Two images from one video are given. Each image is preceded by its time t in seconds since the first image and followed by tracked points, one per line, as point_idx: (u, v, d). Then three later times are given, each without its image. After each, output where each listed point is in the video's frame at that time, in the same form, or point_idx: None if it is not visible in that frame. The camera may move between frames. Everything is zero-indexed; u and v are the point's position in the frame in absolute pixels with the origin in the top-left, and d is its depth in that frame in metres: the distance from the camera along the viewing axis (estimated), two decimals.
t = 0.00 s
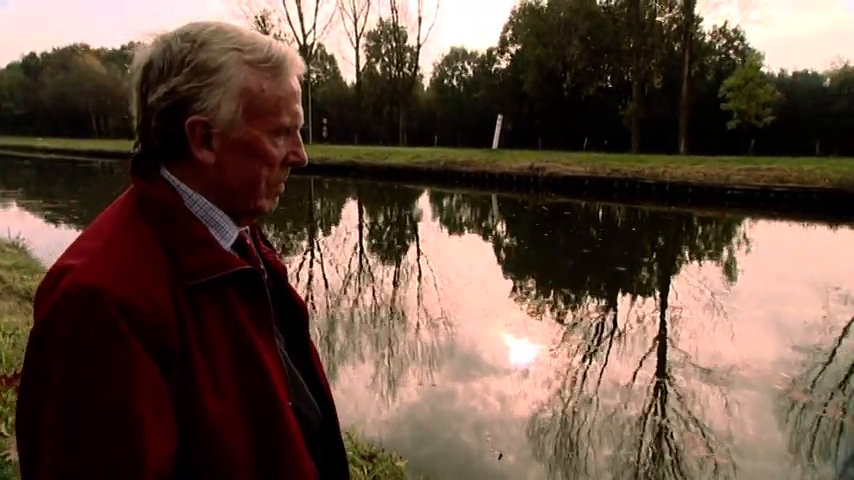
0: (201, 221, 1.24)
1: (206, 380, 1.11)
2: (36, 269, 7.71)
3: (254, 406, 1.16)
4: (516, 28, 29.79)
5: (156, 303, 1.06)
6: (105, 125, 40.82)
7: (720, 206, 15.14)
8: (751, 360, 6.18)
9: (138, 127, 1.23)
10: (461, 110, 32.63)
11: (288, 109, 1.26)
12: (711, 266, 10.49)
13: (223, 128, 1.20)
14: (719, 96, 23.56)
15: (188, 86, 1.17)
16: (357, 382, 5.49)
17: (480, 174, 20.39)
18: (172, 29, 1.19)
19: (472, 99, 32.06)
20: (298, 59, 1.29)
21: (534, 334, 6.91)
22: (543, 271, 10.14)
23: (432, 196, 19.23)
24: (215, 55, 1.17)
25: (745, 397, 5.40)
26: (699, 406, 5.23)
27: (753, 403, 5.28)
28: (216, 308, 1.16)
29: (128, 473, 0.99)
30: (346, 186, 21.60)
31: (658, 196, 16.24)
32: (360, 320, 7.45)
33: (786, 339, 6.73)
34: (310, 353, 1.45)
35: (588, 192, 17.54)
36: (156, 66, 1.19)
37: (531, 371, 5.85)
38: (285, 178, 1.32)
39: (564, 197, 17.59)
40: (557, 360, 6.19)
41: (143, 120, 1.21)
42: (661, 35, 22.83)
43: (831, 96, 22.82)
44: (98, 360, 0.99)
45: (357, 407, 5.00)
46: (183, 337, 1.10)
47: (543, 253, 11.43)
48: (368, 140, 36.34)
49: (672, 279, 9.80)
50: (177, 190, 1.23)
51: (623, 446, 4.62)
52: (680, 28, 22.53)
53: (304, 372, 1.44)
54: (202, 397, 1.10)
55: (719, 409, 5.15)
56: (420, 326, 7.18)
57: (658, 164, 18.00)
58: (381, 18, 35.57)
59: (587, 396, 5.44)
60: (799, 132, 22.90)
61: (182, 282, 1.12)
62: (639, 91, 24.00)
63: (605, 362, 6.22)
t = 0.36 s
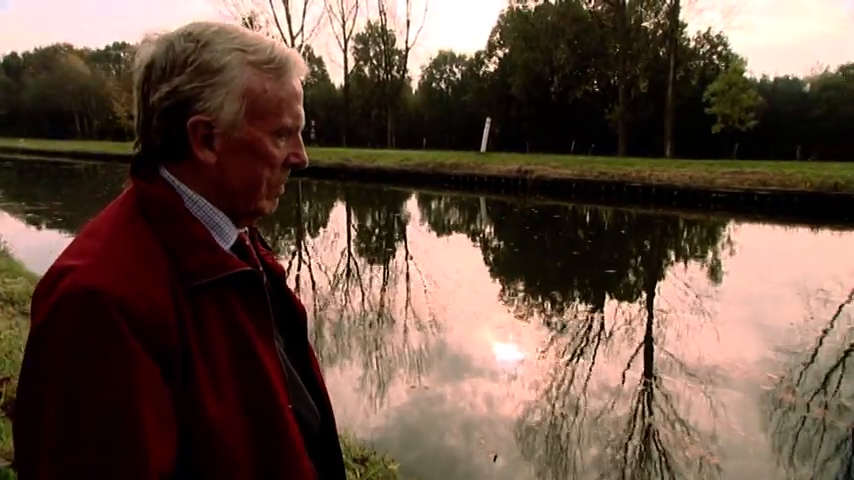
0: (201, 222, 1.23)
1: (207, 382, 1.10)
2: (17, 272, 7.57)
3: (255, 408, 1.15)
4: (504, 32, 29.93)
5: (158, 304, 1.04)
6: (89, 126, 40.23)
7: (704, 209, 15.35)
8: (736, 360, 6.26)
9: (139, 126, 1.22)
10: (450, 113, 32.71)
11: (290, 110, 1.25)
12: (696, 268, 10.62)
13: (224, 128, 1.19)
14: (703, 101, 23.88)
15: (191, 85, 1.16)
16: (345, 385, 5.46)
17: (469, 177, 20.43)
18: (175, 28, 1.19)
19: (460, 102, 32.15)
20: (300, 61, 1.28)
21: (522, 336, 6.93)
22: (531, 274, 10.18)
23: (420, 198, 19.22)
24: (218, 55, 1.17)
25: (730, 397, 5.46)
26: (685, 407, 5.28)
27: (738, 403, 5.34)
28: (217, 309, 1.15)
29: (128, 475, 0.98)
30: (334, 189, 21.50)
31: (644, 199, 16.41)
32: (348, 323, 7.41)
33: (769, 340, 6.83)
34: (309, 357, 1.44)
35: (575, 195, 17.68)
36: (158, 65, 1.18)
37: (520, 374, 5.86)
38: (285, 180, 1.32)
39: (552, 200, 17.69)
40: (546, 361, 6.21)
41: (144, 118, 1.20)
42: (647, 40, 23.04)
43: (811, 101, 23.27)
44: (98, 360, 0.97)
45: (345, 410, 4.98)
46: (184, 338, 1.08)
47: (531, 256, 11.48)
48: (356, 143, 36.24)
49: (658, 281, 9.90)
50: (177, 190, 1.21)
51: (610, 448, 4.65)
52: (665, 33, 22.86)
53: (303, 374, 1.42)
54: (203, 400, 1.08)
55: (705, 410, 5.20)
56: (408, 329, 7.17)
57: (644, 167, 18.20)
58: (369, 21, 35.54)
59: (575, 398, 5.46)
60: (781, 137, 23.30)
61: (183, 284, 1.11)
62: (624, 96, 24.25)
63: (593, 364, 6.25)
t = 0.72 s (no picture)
0: (198, 221, 1.21)
1: (206, 384, 1.08)
2: (5, 273, 7.47)
3: (257, 410, 1.13)
4: (495, 33, 29.94)
5: (156, 306, 1.03)
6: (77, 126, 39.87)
7: (695, 208, 15.46)
8: (726, 358, 6.30)
9: (136, 124, 1.21)
10: (441, 113, 32.71)
11: (288, 110, 1.24)
12: (687, 267, 10.69)
13: (221, 125, 1.17)
14: (693, 101, 24.04)
15: (187, 80, 1.14)
16: (337, 386, 5.43)
17: (461, 177, 20.43)
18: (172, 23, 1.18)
19: (452, 102, 32.15)
20: (299, 59, 1.27)
21: (514, 335, 6.93)
22: (523, 273, 10.20)
23: (412, 198, 19.19)
24: (214, 51, 1.15)
25: (721, 394, 5.51)
26: (676, 405, 5.32)
27: (729, 400, 5.38)
28: (216, 310, 1.13)
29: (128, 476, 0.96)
30: (326, 189, 21.42)
31: (635, 199, 16.48)
32: (340, 324, 7.37)
33: (759, 338, 6.88)
34: (307, 357, 1.43)
35: (567, 194, 17.73)
36: (155, 61, 1.17)
37: (513, 373, 5.85)
38: (283, 180, 1.30)
39: (544, 200, 17.73)
40: (538, 361, 6.21)
41: (141, 115, 1.19)
42: (637, 41, 22.95)
43: (799, 101, 23.51)
44: (95, 363, 0.96)
45: (337, 411, 4.95)
46: (183, 340, 1.07)
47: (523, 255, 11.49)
48: (348, 143, 36.14)
49: (649, 280, 9.96)
50: (173, 188, 1.20)
51: (602, 446, 4.67)
52: (655, 33, 22.85)
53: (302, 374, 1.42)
54: (203, 402, 1.07)
55: (695, 408, 5.22)
56: (400, 329, 7.15)
57: (635, 167, 18.28)
58: (360, 21, 35.45)
59: (567, 398, 5.47)
60: (768, 137, 23.53)
61: (181, 284, 1.09)
62: (615, 96, 24.37)
63: (585, 363, 6.26)
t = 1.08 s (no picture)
0: (199, 220, 1.20)
1: (209, 384, 1.08)
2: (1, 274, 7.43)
3: (258, 410, 1.13)
4: (492, 32, 30.01)
5: (158, 305, 1.02)
6: (73, 126, 39.76)
7: (691, 208, 15.51)
8: (723, 357, 6.33)
9: (135, 121, 1.20)
10: (439, 113, 32.74)
11: (289, 109, 1.24)
12: (684, 266, 10.73)
13: (222, 124, 1.17)
14: (689, 101, 24.14)
15: (188, 80, 1.14)
16: (335, 386, 5.43)
17: (458, 177, 20.46)
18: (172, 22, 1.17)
19: (449, 102, 32.20)
20: (300, 58, 1.27)
21: (512, 335, 6.94)
22: (521, 273, 10.21)
23: (410, 198, 19.19)
24: (215, 50, 1.15)
25: (717, 393, 5.52)
26: (673, 404, 5.33)
27: (725, 399, 5.39)
28: (216, 309, 1.12)
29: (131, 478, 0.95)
30: (323, 189, 21.40)
31: (632, 199, 16.49)
32: (338, 324, 7.37)
33: (755, 337, 6.91)
34: (307, 356, 1.42)
35: (564, 194, 17.73)
36: (156, 59, 1.16)
37: (510, 373, 5.86)
38: (284, 179, 1.30)
39: (541, 199, 17.77)
40: (535, 361, 6.22)
41: (141, 114, 1.19)
42: (634, 40, 23.29)
43: (794, 102, 23.61)
44: (95, 364, 0.95)
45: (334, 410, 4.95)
46: (185, 338, 1.06)
47: (521, 255, 11.52)
48: (346, 143, 36.12)
49: (647, 279, 9.96)
50: (173, 186, 1.19)
51: (600, 444, 4.68)
52: (651, 34, 22.98)
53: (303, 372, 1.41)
54: (205, 402, 1.06)
55: (692, 407, 5.24)
56: (398, 329, 7.16)
57: (632, 167, 18.30)
58: (357, 21, 35.47)
59: (565, 397, 5.48)
60: (764, 137, 23.65)
61: (182, 284, 1.09)
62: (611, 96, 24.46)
63: (582, 362, 6.27)
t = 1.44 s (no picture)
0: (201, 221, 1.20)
1: (210, 385, 1.07)
2: None
3: (260, 410, 1.13)
4: (491, 34, 30.02)
5: (159, 306, 1.02)
6: (72, 126, 39.74)
7: (690, 210, 15.54)
8: (720, 359, 6.34)
9: (137, 121, 1.20)
10: (438, 115, 32.76)
11: (292, 111, 1.24)
12: (682, 268, 10.75)
13: (224, 127, 1.17)
14: (688, 103, 24.17)
15: (191, 81, 1.13)
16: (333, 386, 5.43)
17: (458, 178, 20.48)
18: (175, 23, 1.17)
19: (448, 103, 32.22)
20: (302, 60, 1.26)
21: (510, 336, 6.94)
22: (520, 274, 10.22)
23: (409, 199, 19.20)
24: (218, 52, 1.15)
25: (716, 395, 5.52)
26: (672, 406, 5.33)
27: (724, 401, 5.40)
28: (218, 308, 1.12)
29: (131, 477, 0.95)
30: (322, 190, 21.41)
31: (631, 201, 16.52)
32: (337, 324, 7.37)
33: (753, 339, 6.92)
34: (308, 357, 1.42)
35: (563, 196, 17.76)
36: (158, 60, 1.16)
37: (509, 374, 5.86)
38: (286, 180, 1.29)
39: (540, 201, 17.79)
40: (534, 362, 6.22)
41: (143, 115, 1.18)
42: (634, 42, 23.08)
43: (793, 104, 23.62)
44: (96, 364, 0.95)
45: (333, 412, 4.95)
46: (186, 338, 1.06)
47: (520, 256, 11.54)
48: (345, 144, 36.13)
49: (646, 281, 9.98)
50: (176, 188, 1.19)
51: (598, 447, 4.67)
52: (651, 36, 22.99)
53: (303, 372, 1.41)
54: (206, 402, 1.06)
55: (691, 409, 5.24)
56: (397, 330, 7.16)
57: (631, 169, 18.34)
58: (357, 22, 35.47)
59: (563, 398, 5.48)
60: (762, 140, 23.71)
61: (184, 285, 1.09)
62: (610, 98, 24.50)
63: (581, 364, 6.28)
